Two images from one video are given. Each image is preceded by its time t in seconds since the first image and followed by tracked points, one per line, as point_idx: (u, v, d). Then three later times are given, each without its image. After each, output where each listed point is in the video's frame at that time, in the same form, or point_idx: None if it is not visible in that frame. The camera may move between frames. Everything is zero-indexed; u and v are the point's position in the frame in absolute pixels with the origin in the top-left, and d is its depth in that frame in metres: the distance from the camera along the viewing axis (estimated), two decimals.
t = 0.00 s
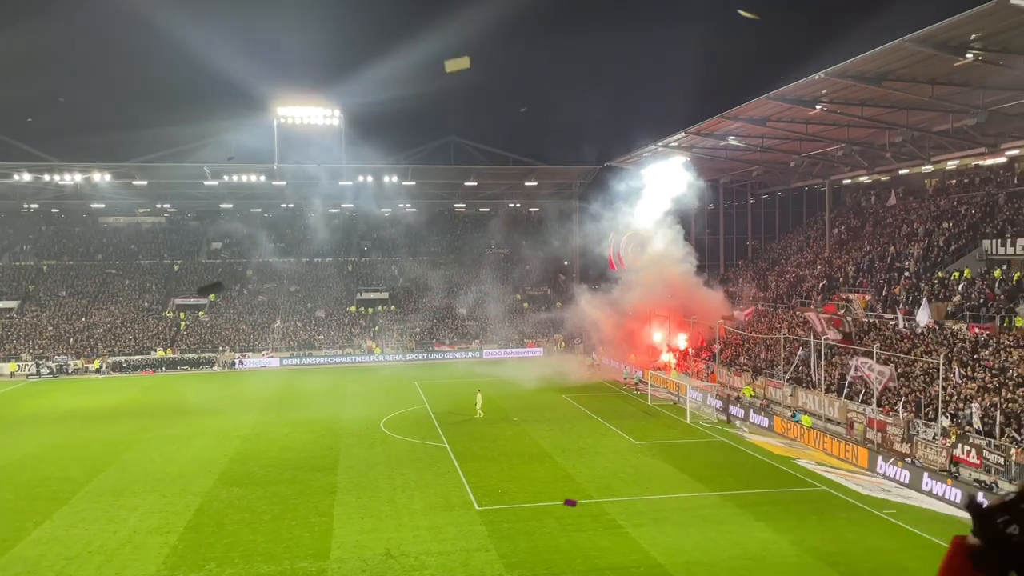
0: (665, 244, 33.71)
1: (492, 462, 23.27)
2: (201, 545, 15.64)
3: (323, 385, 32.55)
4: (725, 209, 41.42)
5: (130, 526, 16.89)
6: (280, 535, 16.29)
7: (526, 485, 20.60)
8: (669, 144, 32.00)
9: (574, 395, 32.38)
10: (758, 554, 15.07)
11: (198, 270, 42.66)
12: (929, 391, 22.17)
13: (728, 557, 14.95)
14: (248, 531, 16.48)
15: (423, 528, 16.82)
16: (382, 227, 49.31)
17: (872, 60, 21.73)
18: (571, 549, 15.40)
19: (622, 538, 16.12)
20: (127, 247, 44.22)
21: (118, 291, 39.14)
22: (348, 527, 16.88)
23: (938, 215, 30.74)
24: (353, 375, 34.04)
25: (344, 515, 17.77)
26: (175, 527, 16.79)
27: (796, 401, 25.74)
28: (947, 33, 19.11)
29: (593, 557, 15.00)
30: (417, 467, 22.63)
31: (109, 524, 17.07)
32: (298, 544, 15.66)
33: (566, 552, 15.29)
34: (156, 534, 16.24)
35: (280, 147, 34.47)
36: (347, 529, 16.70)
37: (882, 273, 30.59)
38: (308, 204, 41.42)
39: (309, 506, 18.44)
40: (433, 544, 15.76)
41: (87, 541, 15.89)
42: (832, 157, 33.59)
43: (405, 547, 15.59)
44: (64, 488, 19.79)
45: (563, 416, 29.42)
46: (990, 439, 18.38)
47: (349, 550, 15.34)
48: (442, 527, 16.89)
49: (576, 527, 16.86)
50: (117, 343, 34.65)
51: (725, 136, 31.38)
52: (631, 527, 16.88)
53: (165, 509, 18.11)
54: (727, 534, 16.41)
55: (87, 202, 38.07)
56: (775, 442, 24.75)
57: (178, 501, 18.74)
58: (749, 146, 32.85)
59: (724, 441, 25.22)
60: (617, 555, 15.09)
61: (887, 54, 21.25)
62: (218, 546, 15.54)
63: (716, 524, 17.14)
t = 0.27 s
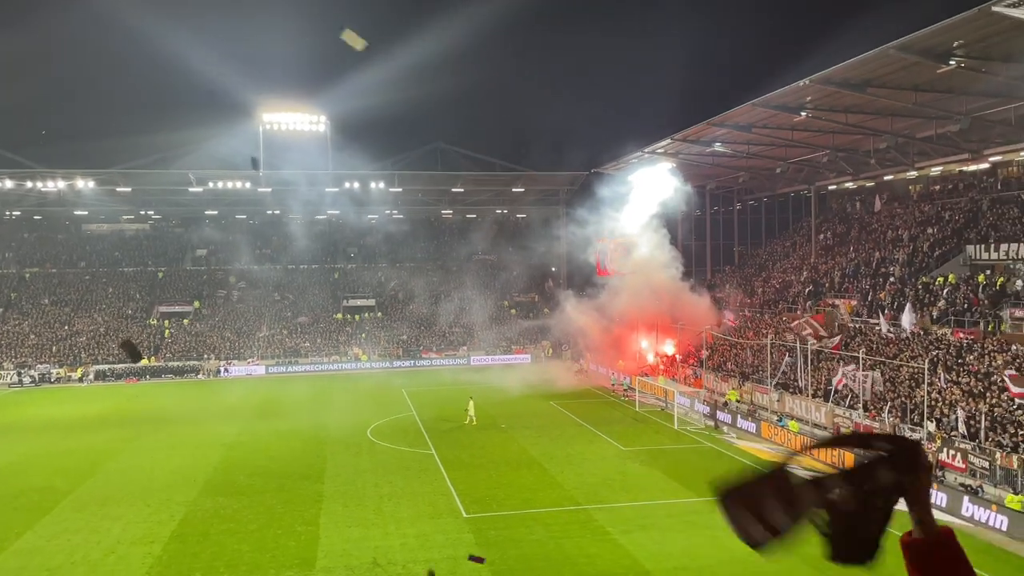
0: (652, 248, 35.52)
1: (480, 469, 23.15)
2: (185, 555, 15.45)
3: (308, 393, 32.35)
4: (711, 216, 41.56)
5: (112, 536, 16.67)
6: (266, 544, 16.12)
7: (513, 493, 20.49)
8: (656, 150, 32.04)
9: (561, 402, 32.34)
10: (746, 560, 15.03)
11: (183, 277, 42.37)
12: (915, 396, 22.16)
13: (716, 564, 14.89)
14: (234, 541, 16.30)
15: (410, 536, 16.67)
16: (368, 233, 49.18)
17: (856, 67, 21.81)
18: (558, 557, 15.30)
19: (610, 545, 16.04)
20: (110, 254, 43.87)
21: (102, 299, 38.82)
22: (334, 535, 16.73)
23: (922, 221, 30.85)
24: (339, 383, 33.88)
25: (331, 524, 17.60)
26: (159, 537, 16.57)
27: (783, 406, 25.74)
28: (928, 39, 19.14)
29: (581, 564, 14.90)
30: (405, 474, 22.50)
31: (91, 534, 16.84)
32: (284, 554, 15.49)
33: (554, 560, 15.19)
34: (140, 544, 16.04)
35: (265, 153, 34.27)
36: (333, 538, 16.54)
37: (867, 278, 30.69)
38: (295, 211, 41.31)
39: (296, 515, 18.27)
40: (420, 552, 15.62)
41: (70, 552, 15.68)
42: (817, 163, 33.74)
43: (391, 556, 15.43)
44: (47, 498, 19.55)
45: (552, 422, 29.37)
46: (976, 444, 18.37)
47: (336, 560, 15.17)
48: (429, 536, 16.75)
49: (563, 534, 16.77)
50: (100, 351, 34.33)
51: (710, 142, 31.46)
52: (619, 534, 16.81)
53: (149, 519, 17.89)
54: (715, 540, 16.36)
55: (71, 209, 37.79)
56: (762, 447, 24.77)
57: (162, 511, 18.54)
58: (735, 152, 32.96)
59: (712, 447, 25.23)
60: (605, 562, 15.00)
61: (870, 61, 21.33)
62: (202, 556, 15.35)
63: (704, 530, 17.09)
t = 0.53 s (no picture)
0: (637, 257, 34.93)
1: (467, 479, 23.10)
2: (170, 568, 15.30)
3: (294, 404, 32.16)
4: (696, 225, 41.90)
5: (96, 550, 16.47)
6: (252, 556, 15.99)
7: (501, 502, 20.46)
8: (641, 160, 32.20)
9: (548, 411, 32.35)
10: (732, 569, 15.04)
11: (168, 288, 42.15)
12: (899, 404, 22.27)
13: (703, 573, 14.89)
14: (219, 553, 16.16)
15: (397, 547, 16.59)
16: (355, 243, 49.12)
17: (838, 78, 21.99)
18: (546, 567, 15.27)
19: (598, 554, 16.03)
20: (94, 264, 43.57)
21: (85, 310, 38.55)
22: (321, 547, 16.63)
23: (905, 229, 31.08)
24: (324, 394, 33.80)
25: (318, 535, 17.50)
26: (143, 550, 16.39)
27: (769, 414, 25.81)
28: (910, 51, 19.26)
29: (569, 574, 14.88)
30: (393, 485, 22.41)
31: (74, 548, 16.65)
32: (270, 566, 15.37)
33: (542, 570, 15.15)
34: (123, 558, 15.87)
35: (251, 163, 34.19)
36: (320, 549, 16.44)
37: (851, 287, 30.86)
38: (280, 221, 41.18)
39: (282, 527, 18.14)
40: (407, 564, 15.54)
41: (53, 566, 15.49)
42: (801, 172, 33.99)
43: (378, 568, 15.32)
44: (29, 512, 19.32)
45: (539, 432, 29.33)
46: (959, 451, 18.49)
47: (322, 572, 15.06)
48: (416, 546, 16.66)
49: (551, 544, 16.74)
50: (83, 363, 34.03)
51: (696, 152, 31.61)
52: (607, 543, 16.80)
53: (133, 532, 17.72)
54: (701, 549, 16.38)
55: (53, 220, 37.45)
56: (749, 455, 24.87)
57: (146, 524, 18.35)
58: (720, 162, 33.12)
59: (699, 455, 25.31)
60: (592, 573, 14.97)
61: (852, 73, 21.52)
62: (187, 569, 15.20)
63: (690, 538, 17.10)
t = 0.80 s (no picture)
0: (622, 263, 35.45)
1: (455, 492, 23.02)
2: None
3: (279, 418, 31.92)
4: (682, 236, 42.24)
5: (77, 567, 16.24)
6: (238, 572, 15.82)
7: (489, 515, 20.38)
8: (627, 171, 32.36)
9: (536, 423, 32.32)
10: None
11: (153, 302, 41.94)
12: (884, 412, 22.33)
13: None
14: (203, 569, 15.97)
15: (383, 561, 16.46)
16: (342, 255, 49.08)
17: (819, 90, 22.17)
18: None
19: (586, 567, 15.99)
20: (78, 278, 43.28)
21: (69, 325, 38.31)
22: (307, 562, 16.47)
23: (889, 239, 31.21)
24: (310, 406, 33.69)
25: (304, 549, 17.35)
26: (126, 567, 16.17)
27: (756, 424, 25.80)
28: (890, 63, 19.35)
29: None
30: (380, 498, 22.27)
31: (56, 565, 16.43)
32: None
33: None
34: None
35: (236, 176, 34.12)
36: (306, 564, 16.29)
37: (837, 297, 30.97)
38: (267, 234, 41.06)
39: (268, 541, 17.98)
40: None
41: None
42: (785, 184, 34.30)
43: None
44: (10, 529, 19.06)
45: (527, 443, 29.25)
46: (944, 460, 18.54)
47: None
48: (403, 560, 16.54)
49: (539, 556, 16.68)
50: (66, 378, 33.73)
51: (680, 163, 31.77)
52: (595, 555, 16.77)
53: (116, 548, 17.50)
54: (688, 560, 16.36)
55: (36, 234, 37.23)
56: (736, 465, 24.92)
57: (130, 540, 18.14)
58: (705, 173, 33.39)
59: (687, 465, 25.34)
60: None
61: (833, 85, 21.69)
62: None
63: (677, 549, 17.08)
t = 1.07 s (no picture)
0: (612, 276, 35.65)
1: (443, 508, 22.92)
2: None
3: (267, 436, 31.77)
4: (669, 249, 42.71)
5: None
6: None
7: (478, 531, 20.29)
8: (614, 186, 32.56)
9: (525, 437, 32.30)
10: None
11: (139, 319, 41.73)
12: (870, 424, 22.39)
13: None
14: None
15: None
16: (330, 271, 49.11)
17: (802, 105, 22.38)
18: None
19: None
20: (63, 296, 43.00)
21: (53, 343, 38.07)
22: None
23: (873, 252, 31.41)
24: (298, 422, 33.69)
25: (293, 568, 17.20)
26: None
27: (743, 436, 25.90)
28: (872, 78, 19.55)
29: None
30: (368, 515, 22.13)
31: None
32: None
33: None
34: None
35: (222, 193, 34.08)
36: None
37: (822, 310, 31.24)
38: (255, 251, 41.06)
39: (256, 561, 17.81)
40: None
41: None
42: (770, 198, 34.69)
43: None
44: None
45: (515, 458, 29.22)
46: (930, 471, 18.60)
47: None
48: None
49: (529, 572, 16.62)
50: (50, 397, 33.39)
51: (666, 178, 32.03)
52: (585, 570, 16.73)
53: (102, 569, 17.28)
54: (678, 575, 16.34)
55: (20, 252, 36.98)
56: (724, 478, 24.96)
57: (115, 560, 17.93)
58: (690, 188, 33.71)
59: (676, 478, 25.36)
60: None
61: (815, 100, 21.89)
62: None
63: (666, 564, 17.06)
